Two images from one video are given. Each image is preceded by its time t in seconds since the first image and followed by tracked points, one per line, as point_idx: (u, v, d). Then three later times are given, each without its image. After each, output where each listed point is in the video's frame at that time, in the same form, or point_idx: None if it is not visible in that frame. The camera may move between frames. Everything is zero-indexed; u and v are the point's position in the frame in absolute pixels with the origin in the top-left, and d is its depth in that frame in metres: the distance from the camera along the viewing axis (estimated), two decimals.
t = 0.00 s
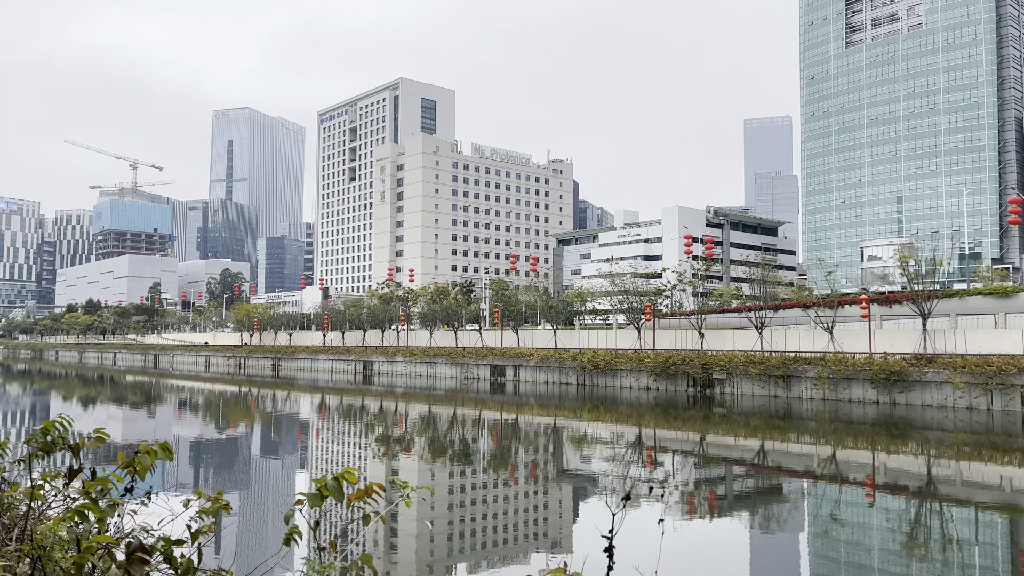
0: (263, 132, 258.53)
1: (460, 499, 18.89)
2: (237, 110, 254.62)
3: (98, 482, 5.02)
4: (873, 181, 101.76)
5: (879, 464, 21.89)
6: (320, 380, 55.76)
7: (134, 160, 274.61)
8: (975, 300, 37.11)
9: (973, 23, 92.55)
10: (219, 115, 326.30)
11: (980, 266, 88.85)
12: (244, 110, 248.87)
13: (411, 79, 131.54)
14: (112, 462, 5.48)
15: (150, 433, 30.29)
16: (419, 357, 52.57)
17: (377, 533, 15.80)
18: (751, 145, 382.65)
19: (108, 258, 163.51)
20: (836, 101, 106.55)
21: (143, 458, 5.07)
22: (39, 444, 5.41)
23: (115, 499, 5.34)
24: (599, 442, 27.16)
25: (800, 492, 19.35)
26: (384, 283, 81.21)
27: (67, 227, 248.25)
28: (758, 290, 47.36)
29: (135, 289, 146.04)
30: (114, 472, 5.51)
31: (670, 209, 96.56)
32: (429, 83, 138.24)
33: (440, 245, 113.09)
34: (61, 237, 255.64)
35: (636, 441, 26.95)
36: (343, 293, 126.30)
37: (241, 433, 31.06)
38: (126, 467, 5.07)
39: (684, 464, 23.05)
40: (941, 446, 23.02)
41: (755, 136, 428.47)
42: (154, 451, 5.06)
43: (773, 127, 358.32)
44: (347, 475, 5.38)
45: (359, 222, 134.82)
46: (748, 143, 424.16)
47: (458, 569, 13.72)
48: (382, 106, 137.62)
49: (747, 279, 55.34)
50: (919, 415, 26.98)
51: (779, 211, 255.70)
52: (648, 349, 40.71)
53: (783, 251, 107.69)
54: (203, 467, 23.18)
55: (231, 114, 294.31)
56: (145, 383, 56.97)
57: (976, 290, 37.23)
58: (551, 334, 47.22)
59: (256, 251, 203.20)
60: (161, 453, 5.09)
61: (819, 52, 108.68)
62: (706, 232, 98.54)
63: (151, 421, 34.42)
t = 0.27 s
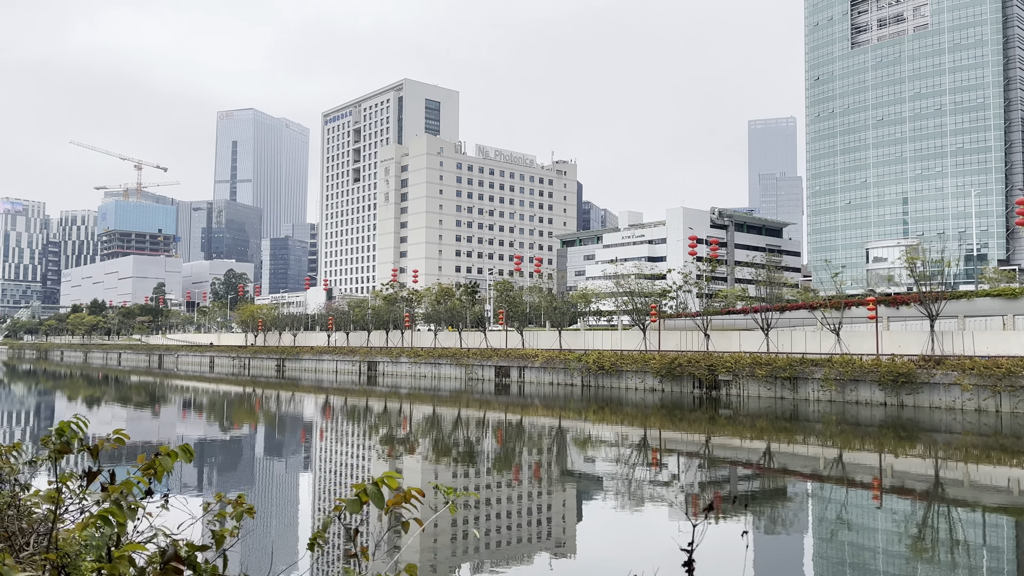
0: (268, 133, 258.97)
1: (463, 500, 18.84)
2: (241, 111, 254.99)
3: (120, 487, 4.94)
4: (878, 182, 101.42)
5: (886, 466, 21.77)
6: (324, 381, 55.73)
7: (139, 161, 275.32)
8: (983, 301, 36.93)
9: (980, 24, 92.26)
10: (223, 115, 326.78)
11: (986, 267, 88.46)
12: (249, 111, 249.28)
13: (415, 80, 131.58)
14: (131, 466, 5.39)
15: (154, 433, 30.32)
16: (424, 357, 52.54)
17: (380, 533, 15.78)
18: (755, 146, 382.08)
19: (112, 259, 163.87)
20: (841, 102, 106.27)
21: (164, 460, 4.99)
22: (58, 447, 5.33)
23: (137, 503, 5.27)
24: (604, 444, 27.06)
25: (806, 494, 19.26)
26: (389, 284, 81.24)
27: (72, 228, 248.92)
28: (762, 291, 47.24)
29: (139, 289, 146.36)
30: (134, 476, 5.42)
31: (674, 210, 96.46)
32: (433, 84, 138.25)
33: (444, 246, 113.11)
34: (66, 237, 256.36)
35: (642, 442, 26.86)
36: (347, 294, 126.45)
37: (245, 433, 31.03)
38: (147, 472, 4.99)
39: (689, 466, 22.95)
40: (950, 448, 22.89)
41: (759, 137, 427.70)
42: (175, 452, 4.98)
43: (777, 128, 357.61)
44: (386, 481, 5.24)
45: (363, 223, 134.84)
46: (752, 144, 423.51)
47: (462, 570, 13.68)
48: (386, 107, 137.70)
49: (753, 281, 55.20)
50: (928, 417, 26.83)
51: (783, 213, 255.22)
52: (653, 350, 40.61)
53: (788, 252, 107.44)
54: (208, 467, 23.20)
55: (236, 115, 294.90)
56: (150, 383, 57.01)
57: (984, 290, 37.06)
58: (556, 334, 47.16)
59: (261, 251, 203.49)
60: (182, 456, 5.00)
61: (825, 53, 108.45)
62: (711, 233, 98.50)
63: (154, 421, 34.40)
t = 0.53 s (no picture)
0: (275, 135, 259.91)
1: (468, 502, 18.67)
2: (249, 112, 255.72)
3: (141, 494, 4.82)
4: (887, 183, 100.88)
5: (898, 469, 21.54)
6: (332, 382, 55.73)
7: (147, 163, 276.62)
8: (996, 303, 36.61)
9: (989, 24, 91.73)
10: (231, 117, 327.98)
11: (996, 268, 87.84)
12: (256, 112, 250.22)
13: (422, 81, 131.73)
14: (151, 470, 5.31)
15: (161, 433, 30.43)
16: (431, 359, 52.60)
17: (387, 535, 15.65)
18: (762, 147, 380.97)
19: (120, 260, 164.63)
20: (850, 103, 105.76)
21: (185, 462, 4.90)
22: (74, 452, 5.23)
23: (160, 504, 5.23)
24: (611, 446, 26.89)
25: (816, 497, 19.06)
26: (395, 285, 81.31)
27: (81, 229, 250.24)
28: (771, 293, 46.99)
29: (147, 290, 146.95)
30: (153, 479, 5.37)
31: (681, 211, 96.40)
32: (440, 86, 138.33)
33: (451, 247, 113.09)
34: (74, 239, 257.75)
35: (650, 444, 26.70)
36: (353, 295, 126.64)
37: (252, 434, 31.04)
38: (167, 474, 4.91)
39: (698, 468, 22.79)
40: (963, 451, 22.63)
41: (766, 137, 426.18)
42: (195, 455, 4.88)
43: (784, 128, 356.20)
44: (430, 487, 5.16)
45: (370, 224, 134.98)
46: (759, 144, 422.25)
47: (467, 571, 13.60)
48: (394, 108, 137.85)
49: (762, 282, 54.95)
50: (940, 420, 26.57)
51: (791, 214, 254.25)
52: (662, 351, 40.46)
53: (795, 253, 107.03)
54: (215, 468, 23.23)
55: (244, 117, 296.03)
56: (157, 384, 57.10)
57: (997, 292, 36.75)
58: (564, 335, 47.02)
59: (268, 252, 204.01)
60: (203, 458, 4.92)
61: (833, 53, 108.04)
62: (717, 234, 98.42)
63: (162, 421, 34.45)
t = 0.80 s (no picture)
0: (285, 137, 261.00)
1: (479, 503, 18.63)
2: (259, 114, 256.86)
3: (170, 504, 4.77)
4: (900, 183, 100.20)
5: (912, 471, 21.36)
6: (342, 383, 55.72)
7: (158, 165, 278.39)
8: (1012, 304, 36.32)
9: (1003, 23, 90.97)
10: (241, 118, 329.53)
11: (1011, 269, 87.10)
12: (266, 114, 251.36)
13: (431, 83, 131.99)
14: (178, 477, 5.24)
15: (172, 435, 30.56)
16: (442, 360, 52.59)
17: (398, 536, 15.65)
18: (772, 147, 379.29)
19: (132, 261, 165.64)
20: (861, 103, 105.07)
21: (211, 472, 4.83)
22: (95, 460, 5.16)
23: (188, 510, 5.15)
24: (622, 447, 26.78)
25: (830, 499, 18.91)
26: (405, 286, 81.41)
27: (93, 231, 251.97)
28: (783, 294, 46.77)
29: (158, 291, 147.75)
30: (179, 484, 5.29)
31: (692, 211, 96.28)
32: (449, 87, 138.41)
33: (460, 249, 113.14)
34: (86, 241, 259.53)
35: (662, 446, 26.59)
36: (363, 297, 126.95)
37: (261, 435, 31.10)
38: (192, 485, 4.84)
39: (710, 470, 22.67)
40: (979, 454, 22.41)
41: (776, 137, 424.53)
42: (221, 464, 4.81)
43: (795, 128, 354.41)
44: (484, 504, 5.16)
45: (380, 225, 135.35)
46: (769, 144, 420.56)
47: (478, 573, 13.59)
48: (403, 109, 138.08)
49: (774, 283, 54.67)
50: (957, 422, 26.32)
51: (801, 214, 252.95)
52: (674, 352, 40.31)
53: (807, 254, 106.45)
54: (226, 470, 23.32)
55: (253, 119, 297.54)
56: (168, 385, 57.25)
57: (1013, 293, 36.45)
58: (574, 337, 46.92)
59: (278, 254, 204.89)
60: (229, 467, 4.86)
61: (844, 53, 107.44)
62: (728, 235, 98.22)
63: (172, 423, 34.56)
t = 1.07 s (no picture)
0: (295, 139, 262.12)
1: (490, 504, 18.61)
2: (269, 116, 258.09)
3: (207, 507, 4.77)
4: (912, 183, 99.47)
5: (929, 472, 21.15)
6: (353, 384, 55.77)
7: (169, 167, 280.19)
8: None
9: (1016, 20, 90.09)
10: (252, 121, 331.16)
11: None
12: (276, 117, 252.55)
13: (441, 84, 132.22)
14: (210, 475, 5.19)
15: (184, 436, 30.68)
16: (453, 361, 52.59)
17: (409, 537, 15.66)
18: (783, 147, 377.29)
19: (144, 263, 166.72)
20: (873, 102, 104.30)
21: (245, 473, 4.78)
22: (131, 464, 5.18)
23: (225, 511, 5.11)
24: (634, 449, 26.67)
25: (847, 502, 18.68)
26: (416, 287, 81.49)
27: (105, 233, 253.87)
28: (796, 293, 46.48)
29: (170, 293, 148.63)
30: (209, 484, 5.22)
31: (703, 212, 96.01)
32: (459, 88, 138.55)
33: (470, 250, 113.20)
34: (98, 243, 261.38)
35: (674, 447, 26.43)
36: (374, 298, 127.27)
37: (272, 437, 31.17)
38: (226, 486, 4.83)
39: (724, 471, 22.55)
40: (997, 454, 22.17)
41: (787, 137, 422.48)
42: (255, 464, 4.77)
43: (805, 128, 352.35)
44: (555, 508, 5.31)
45: (390, 227, 135.69)
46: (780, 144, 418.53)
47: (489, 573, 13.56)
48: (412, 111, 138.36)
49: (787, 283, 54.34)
50: (974, 423, 26.05)
51: (812, 214, 251.51)
52: (686, 353, 40.16)
53: (819, 254, 105.85)
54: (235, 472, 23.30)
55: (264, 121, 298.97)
56: (180, 386, 57.54)
57: None
58: (586, 338, 46.81)
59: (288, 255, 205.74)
60: (264, 467, 4.79)
61: (855, 52, 106.82)
62: (739, 235, 97.84)
63: (184, 424, 34.66)
